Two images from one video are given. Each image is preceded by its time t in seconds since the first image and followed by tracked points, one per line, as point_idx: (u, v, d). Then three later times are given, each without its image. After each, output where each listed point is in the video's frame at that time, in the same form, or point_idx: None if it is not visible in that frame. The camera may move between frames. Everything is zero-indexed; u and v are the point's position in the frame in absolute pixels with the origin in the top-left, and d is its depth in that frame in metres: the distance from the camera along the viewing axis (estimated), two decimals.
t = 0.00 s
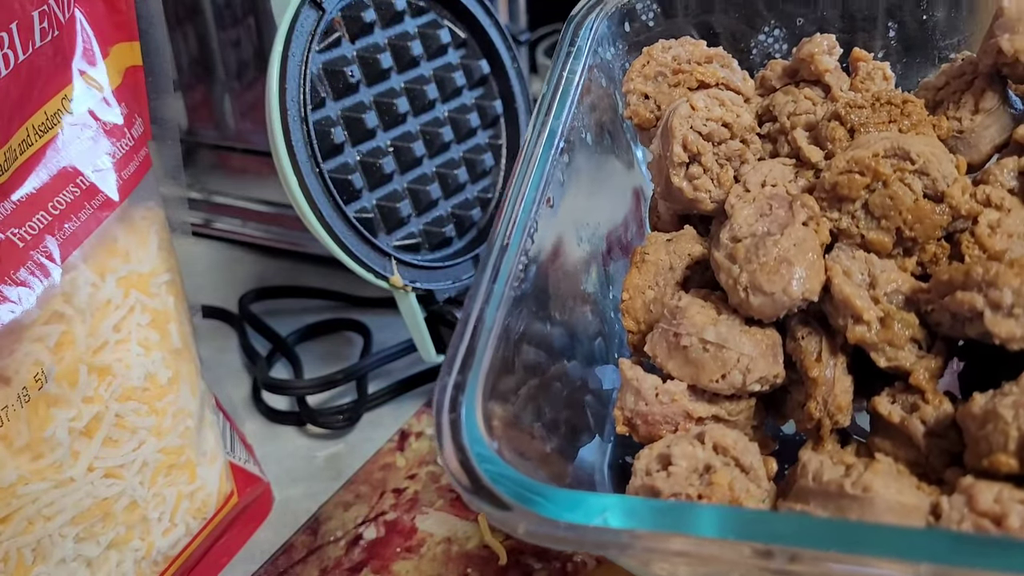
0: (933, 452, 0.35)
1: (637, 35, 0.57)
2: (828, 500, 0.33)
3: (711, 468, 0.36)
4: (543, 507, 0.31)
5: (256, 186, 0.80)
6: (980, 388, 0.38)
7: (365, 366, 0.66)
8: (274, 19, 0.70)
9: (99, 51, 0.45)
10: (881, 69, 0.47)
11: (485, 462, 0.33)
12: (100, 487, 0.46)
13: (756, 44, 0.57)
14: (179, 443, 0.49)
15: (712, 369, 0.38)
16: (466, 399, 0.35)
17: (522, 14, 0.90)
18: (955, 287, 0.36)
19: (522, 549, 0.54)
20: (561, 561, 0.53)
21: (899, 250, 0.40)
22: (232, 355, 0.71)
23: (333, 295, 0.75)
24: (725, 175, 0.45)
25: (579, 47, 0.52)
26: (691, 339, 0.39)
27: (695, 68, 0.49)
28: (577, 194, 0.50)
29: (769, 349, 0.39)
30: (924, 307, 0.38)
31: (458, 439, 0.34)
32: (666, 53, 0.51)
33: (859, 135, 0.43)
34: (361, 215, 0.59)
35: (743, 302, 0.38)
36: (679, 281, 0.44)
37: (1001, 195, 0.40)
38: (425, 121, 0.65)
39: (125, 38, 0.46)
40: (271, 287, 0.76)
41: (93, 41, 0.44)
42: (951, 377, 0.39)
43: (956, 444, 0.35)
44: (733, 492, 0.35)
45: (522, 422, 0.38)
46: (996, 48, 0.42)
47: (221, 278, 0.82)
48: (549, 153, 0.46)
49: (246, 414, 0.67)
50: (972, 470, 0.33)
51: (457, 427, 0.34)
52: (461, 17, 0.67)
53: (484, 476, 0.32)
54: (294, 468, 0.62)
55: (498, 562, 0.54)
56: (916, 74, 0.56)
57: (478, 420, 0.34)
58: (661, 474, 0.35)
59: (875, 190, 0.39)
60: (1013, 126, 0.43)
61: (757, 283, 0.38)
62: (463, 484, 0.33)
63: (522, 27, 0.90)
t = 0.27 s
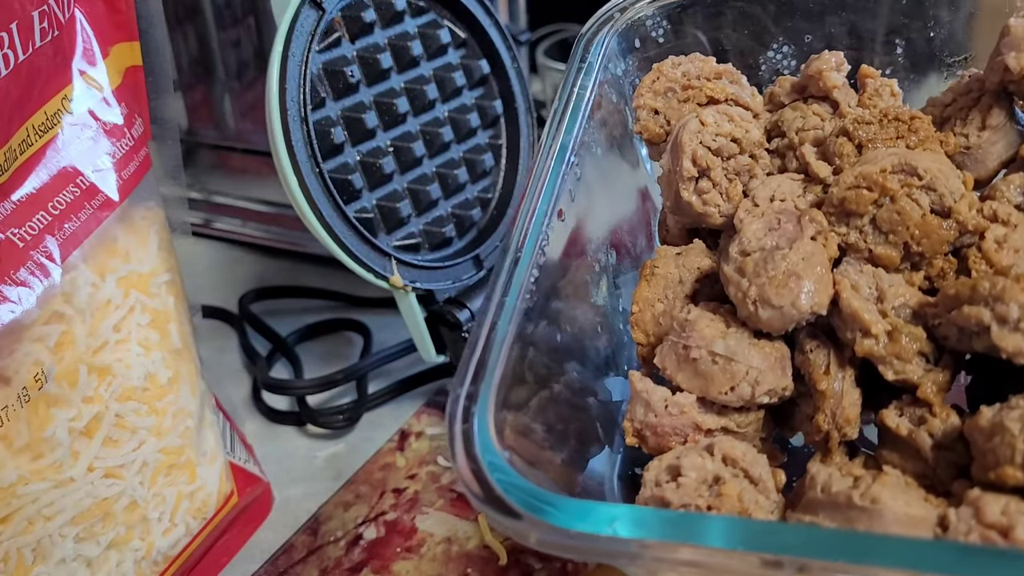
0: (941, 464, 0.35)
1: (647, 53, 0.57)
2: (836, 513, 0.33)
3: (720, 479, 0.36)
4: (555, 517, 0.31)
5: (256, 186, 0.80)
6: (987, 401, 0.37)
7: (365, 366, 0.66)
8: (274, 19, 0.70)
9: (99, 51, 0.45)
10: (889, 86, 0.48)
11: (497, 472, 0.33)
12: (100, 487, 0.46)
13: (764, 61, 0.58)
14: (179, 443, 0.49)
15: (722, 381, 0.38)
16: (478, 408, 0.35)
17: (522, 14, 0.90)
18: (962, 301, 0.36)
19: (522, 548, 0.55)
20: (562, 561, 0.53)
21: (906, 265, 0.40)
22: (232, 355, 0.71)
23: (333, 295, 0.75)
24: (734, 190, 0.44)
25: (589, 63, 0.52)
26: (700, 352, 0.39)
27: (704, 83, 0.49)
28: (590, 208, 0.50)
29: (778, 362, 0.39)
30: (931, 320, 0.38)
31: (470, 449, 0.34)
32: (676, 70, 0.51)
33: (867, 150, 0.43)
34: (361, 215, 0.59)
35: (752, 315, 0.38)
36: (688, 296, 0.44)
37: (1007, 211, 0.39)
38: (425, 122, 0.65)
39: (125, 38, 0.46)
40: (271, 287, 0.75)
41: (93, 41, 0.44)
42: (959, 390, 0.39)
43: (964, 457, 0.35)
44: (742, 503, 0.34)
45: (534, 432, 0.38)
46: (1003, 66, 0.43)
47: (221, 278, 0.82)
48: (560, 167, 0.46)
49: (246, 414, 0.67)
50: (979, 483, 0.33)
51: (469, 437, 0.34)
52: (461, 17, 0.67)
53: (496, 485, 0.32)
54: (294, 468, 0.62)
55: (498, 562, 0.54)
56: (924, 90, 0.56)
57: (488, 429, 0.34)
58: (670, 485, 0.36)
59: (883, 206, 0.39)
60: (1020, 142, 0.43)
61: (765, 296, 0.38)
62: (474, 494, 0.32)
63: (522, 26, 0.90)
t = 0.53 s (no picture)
0: (956, 461, 0.35)
1: (660, 53, 0.57)
2: (852, 506, 0.33)
3: (735, 474, 0.35)
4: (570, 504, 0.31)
5: (256, 186, 0.80)
6: (1001, 398, 0.38)
7: (365, 366, 0.66)
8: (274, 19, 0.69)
9: (99, 51, 0.45)
10: (903, 88, 0.48)
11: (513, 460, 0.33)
12: (100, 487, 0.46)
13: (778, 62, 0.57)
14: (179, 443, 0.50)
15: (736, 378, 0.38)
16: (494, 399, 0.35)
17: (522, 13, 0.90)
18: (977, 298, 0.36)
19: (522, 548, 0.55)
20: (561, 560, 0.53)
21: (921, 263, 0.40)
22: (232, 355, 0.71)
23: (333, 295, 0.75)
24: (748, 189, 0.44)
25: (604, 62, 0.52)
26: (714, 348, 0.39)
27: (719, 84, 0.49)
28: (603, 206, 0.50)
29: (793, 359, 0.39)
30: (947, 317, 0.38)
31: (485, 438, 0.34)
32: (690, 70, 0.51)
33: (881, 150, 0.43)
34: (361, 215, 0.59)
35: (768, 312, 0.38)
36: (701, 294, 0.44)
37: None
38: (425, 121, 0.65)
39: (125, 38, 0.46)
40: (271, 287, 0.75)
41: (93, 41, 0.44)
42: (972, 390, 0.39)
43: (979, 453, 0.35)
44: (756, 497, 0.34)
45: (548, 426, 0.38)
46: (1017, 66, 0.43)
47: (221, 278, 0.82)
48: (575, 165, 0.47)
49: (246, 414, 0.67)
50: (995, 477, 0.33)
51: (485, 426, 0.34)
52: (461, 17, 0.67)
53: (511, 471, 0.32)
54: (294, 468, 0.62)
55: (498, 562, 0.54)
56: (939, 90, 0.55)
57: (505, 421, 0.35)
58: (686, 479, 0.35)
59: (898, 204, 0.39)
60: None
61: (780, 293, 0.38)
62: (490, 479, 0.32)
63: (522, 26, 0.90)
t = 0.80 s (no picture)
0: (977, 391, 0.36)
1: (709, 25, 0.54)
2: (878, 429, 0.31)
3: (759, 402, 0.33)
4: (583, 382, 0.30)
5: (255, 186, 0.80)
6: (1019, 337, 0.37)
7: (365, 366, 0.66)
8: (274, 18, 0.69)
9: (99, 51, 0.45)
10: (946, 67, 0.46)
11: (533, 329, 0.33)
12: (100, 487, 0.46)
13: (821, 44, 0.55)
14: (179, 443, 0.50)
15: (762, 308, 0.37)
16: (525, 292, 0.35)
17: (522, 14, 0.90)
18: (1002, 234, 0.37)
19: (522, 549, 0.55)
20: (561, 560, 0.54)
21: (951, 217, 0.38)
22: (232, 355, 0.71)
23: (333, 295, 0.76)
24: (785, 150, 0.42)
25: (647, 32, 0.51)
26: (742, 280, 0.37)
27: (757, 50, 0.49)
28: (643, 173, 0.48)
29: (820, 294, 0.38)
30: (973, 259, 0.38)
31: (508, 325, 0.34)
32: (735, 43, 0.50)
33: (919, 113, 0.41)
34: (361, 215, 0.59)
35: (797, 248, 0.38)
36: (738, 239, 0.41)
37: None
38: (425, 122, 0.65)
39: (125, 38, 0.46)
40: (271, 287, 0.76)
41: (93, 41, 0.44)
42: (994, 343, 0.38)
43: (1000, 386, 0.36)
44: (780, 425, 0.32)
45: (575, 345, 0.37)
46: None
47: (221, 278, 0.82)
48: (603, 135, 0.45)
49: (246, 414, 0.67)
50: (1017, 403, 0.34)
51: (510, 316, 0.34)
52: (461, 17, 0.67)
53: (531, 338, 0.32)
54: (294, 468, 0.62)
55: (498, 562, 0.54)
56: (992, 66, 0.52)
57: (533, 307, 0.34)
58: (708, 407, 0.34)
59: (930, 153, 0.39)
60: None
61: (811, 227, 0.37)
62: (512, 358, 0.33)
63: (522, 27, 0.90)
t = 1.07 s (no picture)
0: None
1: None
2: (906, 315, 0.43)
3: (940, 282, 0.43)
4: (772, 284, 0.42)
5: (255, 186, 0.80)
6: None
7: (365, 366, 0.66)
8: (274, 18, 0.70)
9: (99, 51, 0.45)
10: None
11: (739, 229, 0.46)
12: (100, 486, 0.46)
13: None
14: (179, 443, 0.50)
15: (949, 229, 0.44)
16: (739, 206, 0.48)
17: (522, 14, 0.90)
18: None
19: (522, 549, 0.55)
20: (561, 560, 0.54)
21: None
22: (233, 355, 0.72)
23: (333, 295, 0.76)
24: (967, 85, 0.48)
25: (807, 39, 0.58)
26: (932, 205, 0.45)
27: None
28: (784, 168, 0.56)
29: (1007, 214, 0.44)
30: None
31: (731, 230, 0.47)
32: None
33: None
34: (361, 215, 0.59)
35: (984, 172, 0.45)
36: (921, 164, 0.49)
37: None
38: (425, 121, 0.65)
39: (125, 38, 0.46)
40: (271, 287, 0.76)
41: (93, 41, 0.44)
42: None
43: None
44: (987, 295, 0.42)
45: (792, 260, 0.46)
46: None
47: (221, 278, 0.82)
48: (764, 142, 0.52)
49: (247, 414, 0.67)
50: None
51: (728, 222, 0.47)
52: (461, 17, 0.67)
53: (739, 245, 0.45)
54: (294, 468, 0.62)
55: (498, 562, 0.54)
56: None
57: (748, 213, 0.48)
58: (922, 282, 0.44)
59: None
60: None
61: (1000, 152, 0.44)
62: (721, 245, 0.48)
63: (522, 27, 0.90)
